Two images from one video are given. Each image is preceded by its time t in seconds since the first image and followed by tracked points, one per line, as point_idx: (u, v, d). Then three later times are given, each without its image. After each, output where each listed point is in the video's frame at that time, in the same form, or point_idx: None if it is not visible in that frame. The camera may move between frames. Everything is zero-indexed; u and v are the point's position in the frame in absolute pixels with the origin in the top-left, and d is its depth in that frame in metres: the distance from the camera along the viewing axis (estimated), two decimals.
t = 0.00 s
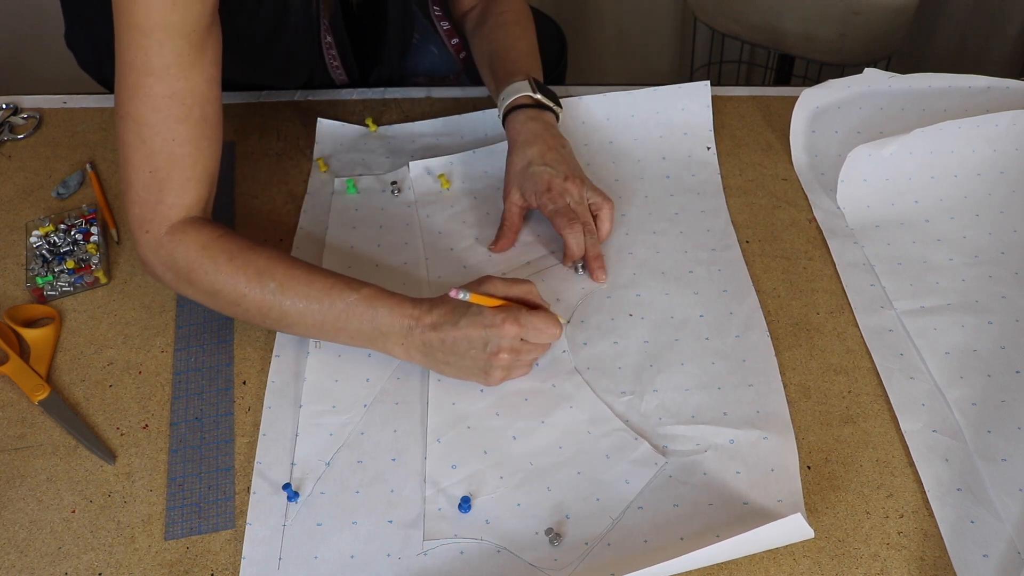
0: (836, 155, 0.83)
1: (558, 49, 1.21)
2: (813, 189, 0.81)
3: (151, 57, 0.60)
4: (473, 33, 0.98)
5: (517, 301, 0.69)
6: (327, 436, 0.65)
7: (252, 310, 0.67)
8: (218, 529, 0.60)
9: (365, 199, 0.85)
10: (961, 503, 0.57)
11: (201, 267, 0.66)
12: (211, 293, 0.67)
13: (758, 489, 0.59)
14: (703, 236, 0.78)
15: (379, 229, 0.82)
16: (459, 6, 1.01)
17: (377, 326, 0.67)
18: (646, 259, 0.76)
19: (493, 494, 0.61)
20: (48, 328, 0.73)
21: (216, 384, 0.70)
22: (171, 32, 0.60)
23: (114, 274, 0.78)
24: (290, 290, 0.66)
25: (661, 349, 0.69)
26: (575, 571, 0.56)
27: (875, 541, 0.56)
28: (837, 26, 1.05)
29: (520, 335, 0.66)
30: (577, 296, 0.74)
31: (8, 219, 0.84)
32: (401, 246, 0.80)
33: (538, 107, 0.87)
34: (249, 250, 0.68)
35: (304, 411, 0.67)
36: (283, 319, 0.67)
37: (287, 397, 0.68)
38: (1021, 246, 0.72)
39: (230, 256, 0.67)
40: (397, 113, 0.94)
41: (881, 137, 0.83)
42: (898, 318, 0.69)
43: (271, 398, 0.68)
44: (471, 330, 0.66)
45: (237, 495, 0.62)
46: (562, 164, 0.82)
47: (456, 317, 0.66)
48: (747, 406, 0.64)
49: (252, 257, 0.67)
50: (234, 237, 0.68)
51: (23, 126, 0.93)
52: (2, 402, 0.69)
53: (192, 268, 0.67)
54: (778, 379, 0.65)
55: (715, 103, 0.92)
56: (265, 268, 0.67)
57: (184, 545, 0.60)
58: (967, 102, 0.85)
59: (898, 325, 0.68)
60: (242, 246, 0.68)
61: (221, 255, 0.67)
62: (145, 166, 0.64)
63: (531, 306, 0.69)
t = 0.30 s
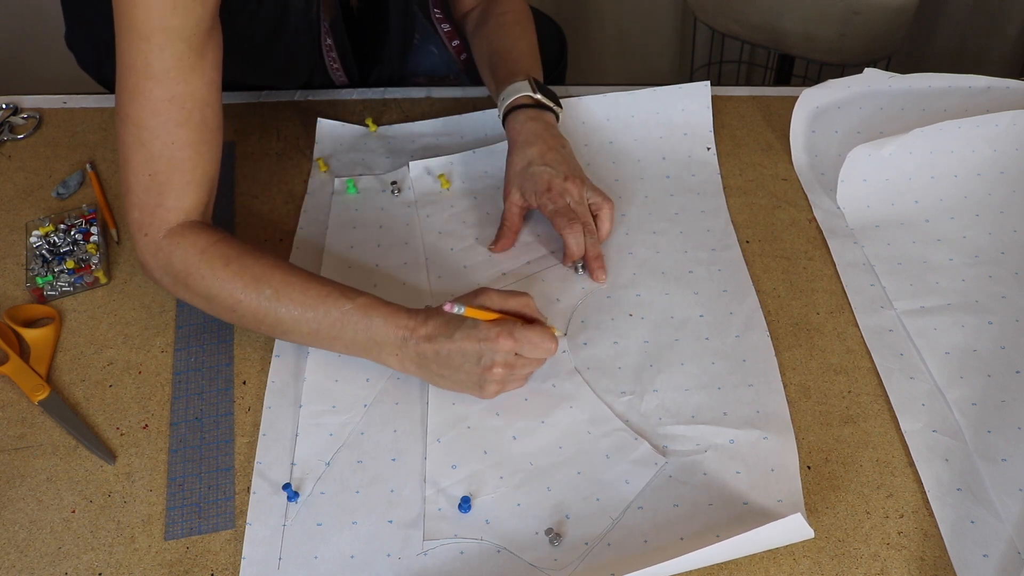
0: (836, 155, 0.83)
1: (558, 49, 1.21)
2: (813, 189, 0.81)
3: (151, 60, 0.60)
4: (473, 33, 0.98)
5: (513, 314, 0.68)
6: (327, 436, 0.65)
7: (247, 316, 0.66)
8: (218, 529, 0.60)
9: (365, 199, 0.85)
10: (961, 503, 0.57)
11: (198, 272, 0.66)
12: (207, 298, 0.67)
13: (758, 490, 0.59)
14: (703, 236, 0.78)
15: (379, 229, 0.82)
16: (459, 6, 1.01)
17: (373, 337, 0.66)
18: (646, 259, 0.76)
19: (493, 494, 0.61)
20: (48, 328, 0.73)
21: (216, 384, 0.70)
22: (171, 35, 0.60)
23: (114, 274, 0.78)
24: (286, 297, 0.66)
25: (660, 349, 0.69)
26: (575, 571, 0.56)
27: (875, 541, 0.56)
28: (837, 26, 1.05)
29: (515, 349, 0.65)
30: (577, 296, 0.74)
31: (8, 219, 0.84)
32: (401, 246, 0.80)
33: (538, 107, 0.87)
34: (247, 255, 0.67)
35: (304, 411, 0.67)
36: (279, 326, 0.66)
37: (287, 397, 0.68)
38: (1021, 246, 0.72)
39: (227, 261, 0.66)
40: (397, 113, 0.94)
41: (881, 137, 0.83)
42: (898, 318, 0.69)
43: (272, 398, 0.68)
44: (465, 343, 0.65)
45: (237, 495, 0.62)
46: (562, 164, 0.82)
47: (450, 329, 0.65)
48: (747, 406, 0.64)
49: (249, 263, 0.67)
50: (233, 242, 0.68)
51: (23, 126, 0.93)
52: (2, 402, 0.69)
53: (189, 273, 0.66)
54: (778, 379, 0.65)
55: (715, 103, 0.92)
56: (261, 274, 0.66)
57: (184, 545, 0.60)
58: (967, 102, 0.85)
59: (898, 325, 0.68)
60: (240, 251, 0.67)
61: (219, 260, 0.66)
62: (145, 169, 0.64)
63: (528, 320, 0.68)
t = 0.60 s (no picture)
0: (836, 155, 0.83)
1: (558, 49, 1.21)
2: (813, 188, 0.81)
3: (153, 63, 0.60)
4: (472, 35, 0.98)
5: (512, 325, 0.67)
6: (327, 436, 0.65)
7: (248, 320, 0.66)
8: (218, 529, 0.60)
9: (365, 199, 0.85)
10: (961, 503, 0.57)
11: (199, 275, 0.66)
12: (208, 301, 0.67)
13: (758, 490, 0.59)
14: (703, 236, 0.78)
15: (379, 229, 0.82)
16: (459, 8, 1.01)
17: (372, 343, 0.65)
18: (646, 259, 0.76)
19: (493, 494, 0.61)
20: (48, 328, 0.73)
21: (216, 384, 0.70)
22: (173, 38, 0.60)
23: (113, 274, 0.78)
24: (286, 302, 0.65)
25: (660, 349, 0.69)
26: (575, 571, 0.56)
27: (876, 541, 0.56)
28: (837, 26, 1.05)
29: (512, 361, 0.64)
30: (577, 295, 0.74)
31: (8, 219, 0.84)
32: (401, 246, 0.80)
33: (537, 106, 0.86)
34: (248, 259, 0.67)
35: (304, 411, 0.67)
36: (278, 331, 0.66)
37: (287, 397, 0.68)
38: (1021, 246, 0.72)
39: (227, 265, 0.66)
40: (397, 113, 0.94)
41: (881, 137, 0.83)
42: (898, 318, 0.69)
43: (271, 398, 0.68)
44: (463, 353, 0.64)
45: (237, 495, 0.62)
46: (562, 164, 0.82)
47: (449, 339, 0.65)
48: (747, 406, 0.64)
49: (249, 267, 0.66)
50: (234, 246, 0.68)
51: (23, 126, 0.93)
52: (2, 402, 0.69)
53: (190, 275, 0.66)
54: (778, 379, 0.65)
55: (715, 103, 0.92)
56: (262, 278, 0.66)
57: (184, 544, 0.60)
58: (967, 102, 0.85)
59: (898, 325, 0.68)
60: (242, 255, 0.67)
61: (219, 264, 0.66)
62: (146, 171, 0.64)
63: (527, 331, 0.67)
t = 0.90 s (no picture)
0: (836, 155, 0.83)
1: (558, 48, 1.21)
2: (813, 188, 0.81)
3: (158, 65, 0.61)
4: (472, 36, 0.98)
5: (514, 341, 0.66)
6: (327, 436, 0.65)
7: (250, 326, 0.66)
8: (218, 529, 0.60)
9: (365, 199, 0.85)
10: (961, 503, 0.57)
11: (202, 279, 0.66)
12: (211, 306, 0.67)
13: (758, 490, 0.59)
14: (703, 236, 0.77)
15: (379, 229, 0.82)
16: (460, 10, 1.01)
17: (374, 355, 0.65)
18: (646, 259, 0.76)
19: (493, 494, 0.61)
20: (48, 328, 0.73)
21: (216, 384, 0.70)
22: (177, 40, 0.60)
23: (113, 274, 0.78)
24: (289, 309, 0.65)
25: (660, 349, 0.69)
26: (575, 571, 0.56)
27: (876, 541, 0.56)
28: (837, 26, 1.05)
29: (512, 379, 0.63)
30: (577, 296, 0.74)
31: (8, 219, 0.84)
32: (401, 246, 0.80)
33: (537, 106, 0.86)
34: (252, 265, 0.67)
35: (304, 411, 0.67)
36: (280, 338, 0.66)
37: (287, 397, 0.68)
38: (1021, 246, 0.72)
39: (231, 271, 0.66)
40: (397, 113, 0.94)
41: (881, 137, 0.83)
42: (898, 318, 0.69)
43: (271, 397, 0.68)
44: (463, 367, 0.63)
45: (237, 495, 0.62)
46: (562, 164, 0.82)
47: (450, 353, 0.64)
48: (747, 406, 0.64)
49: (253, 273, 0.66)
50: (239, 252, 0.68)
51: (23, 126, 0.93)
52: (2, 402, 0.69)
53: (194, 279, 0.66)
54: (778, 379, 0.65)
55: (715, 103, 0.92)
56: (265, 285, 0.66)
57: (184, 544, 0.60)
58: (967, 103, 0.85)
59: (898, 325, 0.68)
60: (246, 262, 0.67)
61: (223, 269, 0.66)
62: (152, 174, 0.64)
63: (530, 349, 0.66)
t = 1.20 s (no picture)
0: (837, 155, 0.83)
1: (558, 48, 1.21)
2: (813, 188, 0.81)
3: (158, 43, 0.61)
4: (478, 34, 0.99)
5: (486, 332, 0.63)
6: (327, 436, 0.65)
7: (237, 307, 0.64)
8: (218, 529, 0.60)
9: (365, 200, 0.85)
10: (961, 503, 0.57)
11: (192, 256, 0.64)
12: (203, 286, 0.65)
13: (759, 490, 0.59)
14: (703, 236, 0.77)
15: (379, 229, 0.82)
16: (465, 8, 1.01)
17: (362, 340, 0.62)
18: (646, 259, 0.76)
19: (493, 494, 0.61)
20: (48, 328, 0.73)
21: (216, 384, 0.70)
22: (176, 20, 0.61)
23: (113, 274, 0.78)
24: (272, 290, 0.63)
25: (661, 349, 0.69)
26: (575, 571, 0.56)
27: (876, 541, 0.56)
28: (837, 25, 1.05)
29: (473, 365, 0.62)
30: (577, 296, 0.74)
31: (8, 219, 0.84)
32: (401, 246, 0.80)
33: (543, 102, 0.87)
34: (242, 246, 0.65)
35: (304, 411, 0.67)
36: (265, 319, 0.63)
37: (287, 397, 0.68)
38: (1021, 246, 0.72)
39: (222, 252, 0.64)
40: (397, 113, 0.94)
41: (881, 137, 0.83)
42: (898, 318, 0.69)
43: (271, 397, 0.68)
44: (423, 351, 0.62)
45: (237, 495, 0.62)
46: (566, 158, 0.82)
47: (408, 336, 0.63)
48: (747, 406, 0.64)
49: (241, 254, 0.64)
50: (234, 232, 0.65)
51: (23, 126, 0.93)
52: (2, 402, 0.69)
53: (185, 258, 0.64)
54: (778, 379, 0.65)
55: (715, 103, 0.92)
56: (253, 265, 0.64)
57: (184, 544, 0.60)
58: (967, 103, 0.85)
59: (898, 325, 0.68)
60: (236, 242, 0.65)
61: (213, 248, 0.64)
62: (149, 149, 0.64)
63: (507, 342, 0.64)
